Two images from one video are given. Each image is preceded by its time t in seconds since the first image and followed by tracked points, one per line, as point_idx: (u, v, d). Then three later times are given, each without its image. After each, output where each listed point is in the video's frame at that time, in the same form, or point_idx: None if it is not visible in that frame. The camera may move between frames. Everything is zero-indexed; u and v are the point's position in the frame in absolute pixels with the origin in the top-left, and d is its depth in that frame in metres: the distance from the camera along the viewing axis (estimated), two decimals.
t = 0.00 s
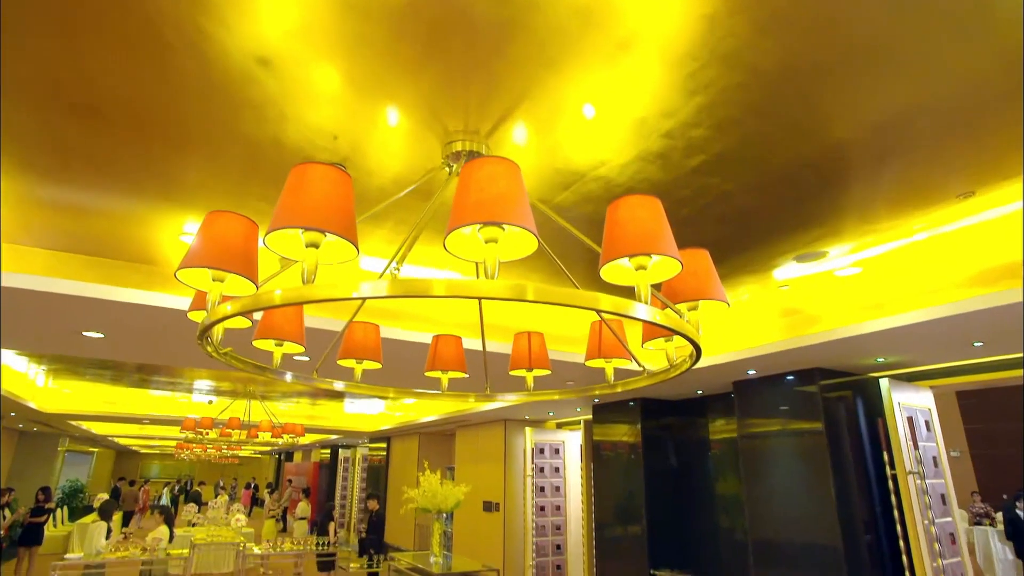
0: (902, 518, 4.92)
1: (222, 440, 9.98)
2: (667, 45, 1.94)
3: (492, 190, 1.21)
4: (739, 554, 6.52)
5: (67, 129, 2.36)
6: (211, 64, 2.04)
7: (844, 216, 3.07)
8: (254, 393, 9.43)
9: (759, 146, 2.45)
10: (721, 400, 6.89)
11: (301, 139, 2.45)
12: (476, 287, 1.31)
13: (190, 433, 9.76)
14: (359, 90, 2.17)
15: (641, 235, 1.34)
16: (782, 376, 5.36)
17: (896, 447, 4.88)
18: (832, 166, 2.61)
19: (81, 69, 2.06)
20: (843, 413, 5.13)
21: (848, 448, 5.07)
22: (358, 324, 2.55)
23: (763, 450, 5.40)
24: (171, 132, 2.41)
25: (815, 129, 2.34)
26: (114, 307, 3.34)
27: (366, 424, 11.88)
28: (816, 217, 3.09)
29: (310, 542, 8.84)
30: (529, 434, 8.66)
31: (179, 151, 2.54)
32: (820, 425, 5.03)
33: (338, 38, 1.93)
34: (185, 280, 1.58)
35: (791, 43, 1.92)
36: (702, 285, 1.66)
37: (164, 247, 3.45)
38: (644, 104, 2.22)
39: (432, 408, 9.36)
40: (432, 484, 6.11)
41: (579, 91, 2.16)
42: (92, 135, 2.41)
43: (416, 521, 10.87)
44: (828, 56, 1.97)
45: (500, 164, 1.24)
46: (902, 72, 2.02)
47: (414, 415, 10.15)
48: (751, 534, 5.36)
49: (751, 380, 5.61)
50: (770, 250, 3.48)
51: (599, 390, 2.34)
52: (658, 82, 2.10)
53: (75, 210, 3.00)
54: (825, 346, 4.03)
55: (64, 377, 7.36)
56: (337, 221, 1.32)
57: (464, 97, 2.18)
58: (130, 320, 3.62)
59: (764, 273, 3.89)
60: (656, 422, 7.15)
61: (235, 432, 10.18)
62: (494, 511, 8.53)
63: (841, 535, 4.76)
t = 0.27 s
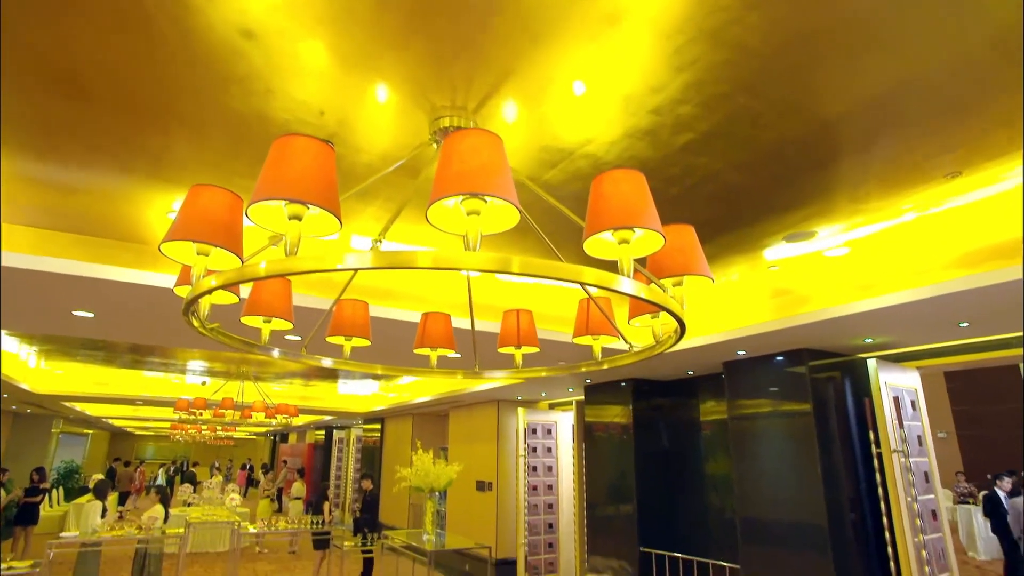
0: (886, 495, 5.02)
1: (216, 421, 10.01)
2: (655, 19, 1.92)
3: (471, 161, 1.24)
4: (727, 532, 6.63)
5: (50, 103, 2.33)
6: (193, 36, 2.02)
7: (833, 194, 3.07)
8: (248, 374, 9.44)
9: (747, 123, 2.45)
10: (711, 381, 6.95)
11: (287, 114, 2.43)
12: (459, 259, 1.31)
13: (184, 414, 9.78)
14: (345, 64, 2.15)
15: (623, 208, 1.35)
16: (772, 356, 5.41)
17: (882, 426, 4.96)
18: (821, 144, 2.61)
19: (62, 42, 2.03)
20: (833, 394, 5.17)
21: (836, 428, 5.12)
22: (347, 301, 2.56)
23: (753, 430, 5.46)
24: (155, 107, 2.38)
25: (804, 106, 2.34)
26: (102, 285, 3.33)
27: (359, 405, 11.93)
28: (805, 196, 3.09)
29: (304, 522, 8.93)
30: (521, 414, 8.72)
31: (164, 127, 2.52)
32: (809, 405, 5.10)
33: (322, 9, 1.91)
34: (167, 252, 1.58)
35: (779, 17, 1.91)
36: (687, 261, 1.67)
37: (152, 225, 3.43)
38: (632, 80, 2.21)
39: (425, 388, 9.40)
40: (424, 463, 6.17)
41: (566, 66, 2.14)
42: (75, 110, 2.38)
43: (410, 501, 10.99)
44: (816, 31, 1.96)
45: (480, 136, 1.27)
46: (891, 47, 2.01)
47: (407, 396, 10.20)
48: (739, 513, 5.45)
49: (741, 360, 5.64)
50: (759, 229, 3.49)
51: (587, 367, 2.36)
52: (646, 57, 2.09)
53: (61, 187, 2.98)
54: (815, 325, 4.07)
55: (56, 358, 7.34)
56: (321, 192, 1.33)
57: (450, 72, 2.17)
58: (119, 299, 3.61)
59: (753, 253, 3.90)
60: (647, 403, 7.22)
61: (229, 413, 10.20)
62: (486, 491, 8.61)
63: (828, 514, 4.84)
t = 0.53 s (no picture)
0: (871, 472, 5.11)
1: (210, 400, 10.04)
2: None
3: (452, 132, 1.26)
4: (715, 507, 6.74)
5: (30, 76, 2.30)
6: (175, 7, 1.99)
7: (821, 172, 3.08)
8: (240, 354, 9.45)
9: (735, 99, 2.44)
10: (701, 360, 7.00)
11: (273, 87, 2.40)
12: (443, 229, 1.31)
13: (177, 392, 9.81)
14: (329, 36, 2.13)
15: (605, 179, 1.36)
16: (762, 335, 5.45)
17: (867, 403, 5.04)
18: (809, 121, 2.61)
19: (41, 12, 2.00)
20: (820, 373, 5.25)
21: (823, 406, 5.23)
22: (335, 276, 2.57)
23: (741, 409, 5.53)
24: (138, 80, 2.36)
25: (792, 82, 2.33)
26: (90, 262, 3.32)
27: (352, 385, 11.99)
28: (793, 174, 3.10)
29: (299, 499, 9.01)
30: (514, 393, 8.78)
31: (148, 100, 2.50)
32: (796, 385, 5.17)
33: None
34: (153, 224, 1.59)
35: None
36: (670, 234, 1.67)
37: (139, 201, 3.41)
38: (620, 54, 2.19)
39: (419, 367, 9.43)
40: (417, 441, 6.22)
41: (553, 40, 2.13)
42: (57, 83, 2.36)
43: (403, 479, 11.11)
44: (804, 4, 1.95)
45: (461, 107, 1.29)
46: (879, 21, 2.00)
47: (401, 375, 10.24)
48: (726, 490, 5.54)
49: (731, 339, 5.69)
50: (748, 207, 3.50)
51: (574, 342, 2.38)
52: (633, 30, 2.07)
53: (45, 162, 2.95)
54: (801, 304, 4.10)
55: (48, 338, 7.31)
56: (302, 162, 1.33)
57: (436, 45, 2.15)
58: (107, 276, 3.60)
59: (742, 232, 3.91)
60: (638, 382, 7.27)
61: (222, 392, 10.22)
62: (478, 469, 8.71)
63: (813, 490, 4.95)
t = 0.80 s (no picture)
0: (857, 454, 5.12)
1: (204, 383, 10.07)
2: None
3: (437, 107, 1.26)
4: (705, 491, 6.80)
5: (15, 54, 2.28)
6: None
7: (810, 153, 3.08)
8: (234, 337, 9.47)
9: (725, 79, 2.44)
10: (692, 344, 7.05)
11: (259, 66, 2.39)
12: (428, 204, 1.32)
13: (171, 375, 9.83)
14: (315, 13, 2.10)
15: (589, 156, 1.37)
16: (753, 318, 5.49)
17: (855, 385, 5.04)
18: (798, 101, 2.61)
19: None
20: (811, 355, 5.28)
21: (812, 388, 5.24)
22: (325, 256, 2.58)
23: (731, 392, 5.58)
24: (124, 59, 2.34)
25: (781, 62, 2.33)
26: (80, 243, 3.32)
27: (346, 368, 12.02)
28: (784, 155, 3.10)
29: (294, 481, 9.08)
30: (507, 375, 8.85)
31: (134, 79, 2.48)
32: (786, 368, 5.20)
33: None
34: (138, 200, 1.58)
35: None
36: (657, 213, 1.68)
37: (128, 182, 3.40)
38: (608, 33, 2.18)
39: (414, 349, 9.47)
40: (410, 423, 6.27)
41: (541, 19, 2.11)
42: (42, 61, 2.33)
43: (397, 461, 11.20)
44: None
45: (446, 81, 1.28)
46: None
47: (395, 358, 10.28)
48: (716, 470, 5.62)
49: (722, 321, 5.74)
50: (738, 188, 3.51)
51: (563, 322, 2.40)
52: (620, 8, 2.06)
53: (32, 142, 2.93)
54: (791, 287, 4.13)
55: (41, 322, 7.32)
56: (287, 138, 1.33)
57: (424, 22, 2.13)
58: (98, 257, 3.59)
59: (733, 213, 3.92)
60: (630, 364, 7.33)
61: (216, 375, 10.23)
62: (471, 451, 8.79)
63: (799, 471, 5.00)
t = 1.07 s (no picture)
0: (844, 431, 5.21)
1: (198, 364, 10.09)
2: None
3: (422, 77, 1.26)
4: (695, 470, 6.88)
5: None
6: None
7: (800, 131, 3.09)
8: (228, 318, 9.47)
9: (713, 55, 2.43)
10: (684, 325, 7.09)
11: (245, 40, 2.36)
12: (415, 174, 1.32)
13: (165, 356, 9.84)
14: None
15: (573, 127, 1.39)
16: (744, 298, 5.53)
17: (843, 364, 5.04)
18: (787, 78, 2.61)
19: None
20: (800, 335, 5.35)
21: (802, 368, 5.31)
22: (314, 232, 2.58)
23: (722, 372, 5.63)
24: (108, 32, 2.31)
25: (770, 38, 2.33)
26: (70, 221, 3.31)
27: (341, 349, 12.06)
28: (773, 133, 3.10)
29: (289, 460, 9.14)
30: (500, 356, 8.90)
31: (119, 53, 2.45)
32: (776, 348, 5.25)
33: None
34: (118, 171, 1.58)
35: None
36: (641, 187, 1.69)
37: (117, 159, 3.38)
38: (596, 7, 2.17)
39: (408, 329, 9.50)
40: (403, 402, 6.32)
41: None
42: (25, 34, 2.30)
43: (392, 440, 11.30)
44: None
45: (430, 52, 1.29)
46: None
47: (388, 338, 10.32)
48: (706, 450, 5.69)
49: (713, 301, 5.78)
50: (728, 167, 3.51)
51: (551, 298, 2.42)
52: None
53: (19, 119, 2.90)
54: (780, 266, 4.15)
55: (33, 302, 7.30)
56: (270, 109, 1.33)
57: None
58: (87, 235, 3.58)
59: (724, 193, 3.93)
60: (622, 345, 7.38)
61: (210, 356, 10.25)
62: (465, 431, 8.89)
63: (787, 449, 5.07)
